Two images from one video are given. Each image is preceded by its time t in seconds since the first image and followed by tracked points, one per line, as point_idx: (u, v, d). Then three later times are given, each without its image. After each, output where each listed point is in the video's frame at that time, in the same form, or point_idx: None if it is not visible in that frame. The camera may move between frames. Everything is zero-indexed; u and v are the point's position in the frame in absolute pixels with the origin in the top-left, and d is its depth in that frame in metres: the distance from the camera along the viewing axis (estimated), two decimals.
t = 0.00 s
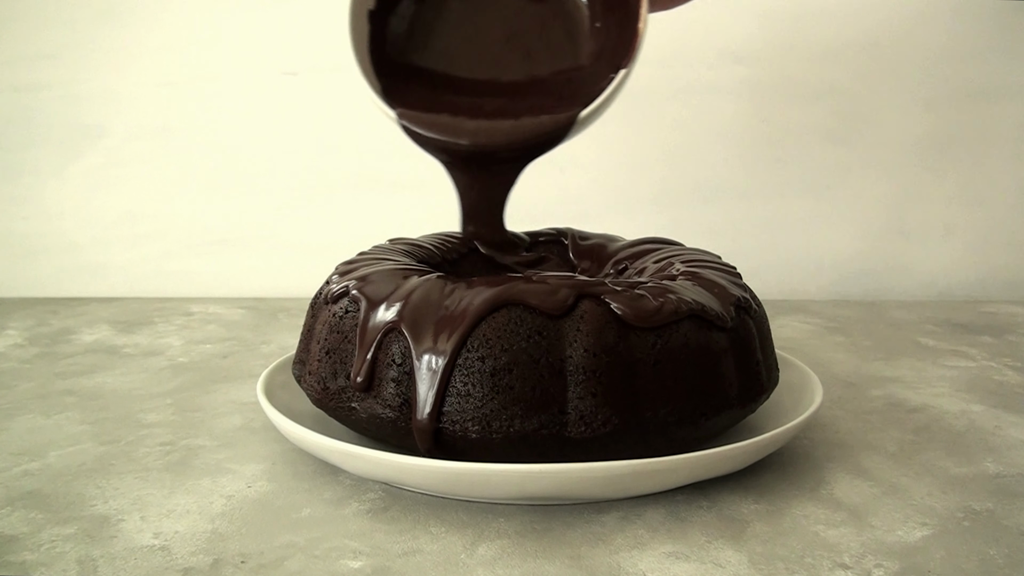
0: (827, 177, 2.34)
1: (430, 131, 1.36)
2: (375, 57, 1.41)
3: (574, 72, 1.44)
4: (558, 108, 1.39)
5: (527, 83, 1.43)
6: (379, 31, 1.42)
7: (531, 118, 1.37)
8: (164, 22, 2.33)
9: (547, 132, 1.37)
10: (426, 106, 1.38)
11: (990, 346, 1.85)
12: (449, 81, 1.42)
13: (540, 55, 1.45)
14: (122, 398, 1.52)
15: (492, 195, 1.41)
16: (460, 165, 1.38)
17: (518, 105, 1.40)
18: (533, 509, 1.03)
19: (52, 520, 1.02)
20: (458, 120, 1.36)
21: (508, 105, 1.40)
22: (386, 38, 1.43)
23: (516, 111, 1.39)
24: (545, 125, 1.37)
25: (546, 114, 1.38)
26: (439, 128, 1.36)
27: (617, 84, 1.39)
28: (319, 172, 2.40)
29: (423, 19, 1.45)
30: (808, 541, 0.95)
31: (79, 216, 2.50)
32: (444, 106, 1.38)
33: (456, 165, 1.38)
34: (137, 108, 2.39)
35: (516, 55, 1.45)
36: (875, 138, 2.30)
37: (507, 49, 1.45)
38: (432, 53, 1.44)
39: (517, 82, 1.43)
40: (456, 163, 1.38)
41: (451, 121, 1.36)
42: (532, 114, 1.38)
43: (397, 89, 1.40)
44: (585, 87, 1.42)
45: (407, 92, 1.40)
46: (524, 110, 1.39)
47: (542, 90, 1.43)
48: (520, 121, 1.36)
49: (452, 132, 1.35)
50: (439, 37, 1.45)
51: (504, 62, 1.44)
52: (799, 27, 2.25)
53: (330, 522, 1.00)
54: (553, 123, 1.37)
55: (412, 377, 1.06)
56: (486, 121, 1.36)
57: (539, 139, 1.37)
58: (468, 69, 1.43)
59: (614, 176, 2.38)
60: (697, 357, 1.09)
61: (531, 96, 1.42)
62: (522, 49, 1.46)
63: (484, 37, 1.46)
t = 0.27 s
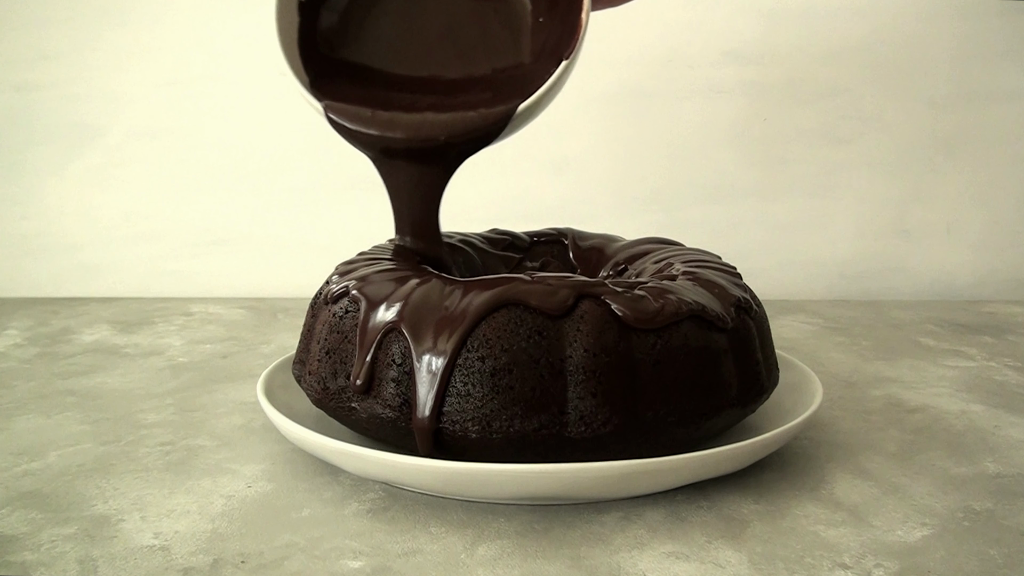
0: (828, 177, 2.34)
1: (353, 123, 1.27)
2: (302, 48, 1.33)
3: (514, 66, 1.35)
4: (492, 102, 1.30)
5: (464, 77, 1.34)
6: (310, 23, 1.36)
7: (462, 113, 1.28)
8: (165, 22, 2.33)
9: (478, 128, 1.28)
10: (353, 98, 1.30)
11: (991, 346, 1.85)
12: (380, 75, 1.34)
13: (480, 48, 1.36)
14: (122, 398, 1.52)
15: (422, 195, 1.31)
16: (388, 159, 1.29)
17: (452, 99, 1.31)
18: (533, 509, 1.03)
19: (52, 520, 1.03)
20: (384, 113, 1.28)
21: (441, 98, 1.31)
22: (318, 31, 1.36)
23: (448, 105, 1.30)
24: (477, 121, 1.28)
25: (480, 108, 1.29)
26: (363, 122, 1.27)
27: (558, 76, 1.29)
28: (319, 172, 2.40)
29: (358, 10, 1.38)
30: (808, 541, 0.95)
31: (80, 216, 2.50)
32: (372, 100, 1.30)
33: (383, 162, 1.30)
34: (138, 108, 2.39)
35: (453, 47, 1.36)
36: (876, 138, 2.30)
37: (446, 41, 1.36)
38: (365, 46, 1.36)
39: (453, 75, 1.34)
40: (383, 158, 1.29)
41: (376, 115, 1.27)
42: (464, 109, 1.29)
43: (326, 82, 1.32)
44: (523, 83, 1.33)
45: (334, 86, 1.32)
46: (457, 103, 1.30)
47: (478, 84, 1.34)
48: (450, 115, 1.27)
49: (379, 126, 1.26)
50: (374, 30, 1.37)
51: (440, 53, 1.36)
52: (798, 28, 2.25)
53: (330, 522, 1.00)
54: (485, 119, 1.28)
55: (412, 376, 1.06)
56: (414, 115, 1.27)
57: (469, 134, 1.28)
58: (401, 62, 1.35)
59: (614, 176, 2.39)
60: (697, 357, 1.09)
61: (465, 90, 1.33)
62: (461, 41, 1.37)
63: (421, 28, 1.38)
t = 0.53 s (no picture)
0: (828, 177, 2.34)
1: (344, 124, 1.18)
2: (278, 44, 1.24)
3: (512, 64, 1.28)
4: (497, 96, 1.22)
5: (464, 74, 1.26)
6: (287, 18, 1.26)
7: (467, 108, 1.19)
8: (165, 23, 2.33)
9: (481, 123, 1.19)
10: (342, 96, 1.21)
11: (991, 346, 1.85)
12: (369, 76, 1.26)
13: (477, 46, 1.29)
14: (122, 398, 1.52)
15: (417, 200, 1.23)
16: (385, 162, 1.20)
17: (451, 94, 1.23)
18: (533, 509, 1.03)
19: (52, 520, 1.02)
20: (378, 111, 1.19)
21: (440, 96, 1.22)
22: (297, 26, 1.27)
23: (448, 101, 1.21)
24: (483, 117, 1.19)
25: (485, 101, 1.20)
26: (356, 121, 1.17)
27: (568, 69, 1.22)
28: (319, 173, 2.40)
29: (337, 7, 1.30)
30: (808, 541, 0.95)
31: (80, 216, 2.50)
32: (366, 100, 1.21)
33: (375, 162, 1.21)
34: (137, 109, 2.39)
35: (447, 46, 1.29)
36: (875, 138, 2.30)
37: (438, 40, 1.30)
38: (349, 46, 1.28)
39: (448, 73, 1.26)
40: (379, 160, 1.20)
41: (372, 114, 1.18)
42: (469, 104, 1.20)
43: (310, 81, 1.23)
44: (527, 79, 1.26)
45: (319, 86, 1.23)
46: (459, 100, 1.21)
47: (479, 82, 1.25)
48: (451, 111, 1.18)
49: (372, 124, 1.17)
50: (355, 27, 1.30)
51: (433, 54, 1.29)
52: (798, 28, 2.26)
53: (330, 522, 1.00)
54: (489, 115, 1.19)
55: (412, 377, 1.06)
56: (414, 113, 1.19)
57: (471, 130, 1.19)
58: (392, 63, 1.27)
59: (614, 176, 2.38)
60: (697, 357, 1.09)
61: (464, 87, 1.25)
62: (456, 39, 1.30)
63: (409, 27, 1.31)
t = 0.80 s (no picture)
0: (828, 177, 2.34)
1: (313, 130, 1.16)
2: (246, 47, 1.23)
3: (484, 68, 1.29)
4: (470, 99, 1.22)
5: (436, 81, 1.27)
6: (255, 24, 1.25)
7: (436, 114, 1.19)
8: (165, 22, 2.33)
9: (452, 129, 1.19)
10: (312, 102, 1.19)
11: (991, 346, 1.85)
12: (339, 83, 1.25)
13: (449, 53, 1.31)
14: (122, 398, 1.52)
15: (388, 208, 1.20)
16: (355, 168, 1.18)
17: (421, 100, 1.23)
18: (533, 509, 1.03)
19: (52, 520, 1.02)
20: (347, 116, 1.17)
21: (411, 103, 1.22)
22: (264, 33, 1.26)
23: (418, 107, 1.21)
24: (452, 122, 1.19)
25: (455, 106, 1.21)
26: (325, 126, 1.16)
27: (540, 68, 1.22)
28: (318, 172, 2.40)
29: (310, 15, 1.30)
30: (808, 541, 0.95)
31: (80, 216, 2.50)
32: (337, 107, 1.19)
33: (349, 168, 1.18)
34: (137, 109, 2.39)
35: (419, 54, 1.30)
36: (875, 138, 2.30)
37: (411, 47, 1.30)
38: (320, 53, 1.27)
39: (421, 81, 1.27)
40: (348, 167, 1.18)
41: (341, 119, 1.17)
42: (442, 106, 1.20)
43: (279, 86, 1.21)
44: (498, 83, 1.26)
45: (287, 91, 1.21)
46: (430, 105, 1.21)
47: (451, 86, 1.26)
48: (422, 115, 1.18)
49: (342, 131, 1.16)
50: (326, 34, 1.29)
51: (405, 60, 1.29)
52: (798, 28, 2.25)
53: (329, 522, 1.00)
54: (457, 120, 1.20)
55: (412, 376, 1.06)
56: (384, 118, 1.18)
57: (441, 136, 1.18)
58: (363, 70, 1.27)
59: (613, 177, 2.38)
60: (697, 357, 1.09)
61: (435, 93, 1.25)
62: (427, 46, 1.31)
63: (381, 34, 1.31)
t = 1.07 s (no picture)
0: (828, 177, 2.34)
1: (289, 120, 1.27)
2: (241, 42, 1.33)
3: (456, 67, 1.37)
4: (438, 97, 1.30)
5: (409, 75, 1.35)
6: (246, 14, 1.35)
7: (401, 108, 1.28)
8: (165, 22, 2.33)
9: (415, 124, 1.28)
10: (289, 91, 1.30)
11: (991, 346, 1.85)
12: (318, 73, 1.34)
13: (426, 48, 1.38)
14: (122, 398, 1.52)
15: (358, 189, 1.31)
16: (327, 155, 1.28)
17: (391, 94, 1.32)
18: (534, 508, 1.03)
19: (52, 520, 1.02)
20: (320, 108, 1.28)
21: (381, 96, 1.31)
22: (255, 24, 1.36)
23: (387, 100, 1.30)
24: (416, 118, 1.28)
25: (421, 103, 1.29)
26: (301, 117, 1.26)
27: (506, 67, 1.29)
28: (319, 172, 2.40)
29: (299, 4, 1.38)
30: (808, 541, 0.95)
31: (80, 216, 2.50)
32: (313, 98, 1.29)
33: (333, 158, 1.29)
34: (137, 108, 2.39)
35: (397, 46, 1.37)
36: (875, 137, 2.30)
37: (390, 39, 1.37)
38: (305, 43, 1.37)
39: (398, 76, 1.35)
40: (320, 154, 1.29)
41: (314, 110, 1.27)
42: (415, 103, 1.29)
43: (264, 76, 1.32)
44: (465, 82, 1.33)
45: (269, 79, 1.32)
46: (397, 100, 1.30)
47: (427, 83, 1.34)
48: (389, 110, 1.27)
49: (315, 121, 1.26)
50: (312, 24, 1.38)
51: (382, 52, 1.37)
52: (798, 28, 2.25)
53: (330, 522, 1.01)
54: (422, 116, 1.28)
55: (412, 376, 1.06)
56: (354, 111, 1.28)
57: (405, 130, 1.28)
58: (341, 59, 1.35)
59: (613, 177, 2.38)
60: (697, 358, 1.09)
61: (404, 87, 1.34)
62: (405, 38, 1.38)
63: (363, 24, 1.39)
